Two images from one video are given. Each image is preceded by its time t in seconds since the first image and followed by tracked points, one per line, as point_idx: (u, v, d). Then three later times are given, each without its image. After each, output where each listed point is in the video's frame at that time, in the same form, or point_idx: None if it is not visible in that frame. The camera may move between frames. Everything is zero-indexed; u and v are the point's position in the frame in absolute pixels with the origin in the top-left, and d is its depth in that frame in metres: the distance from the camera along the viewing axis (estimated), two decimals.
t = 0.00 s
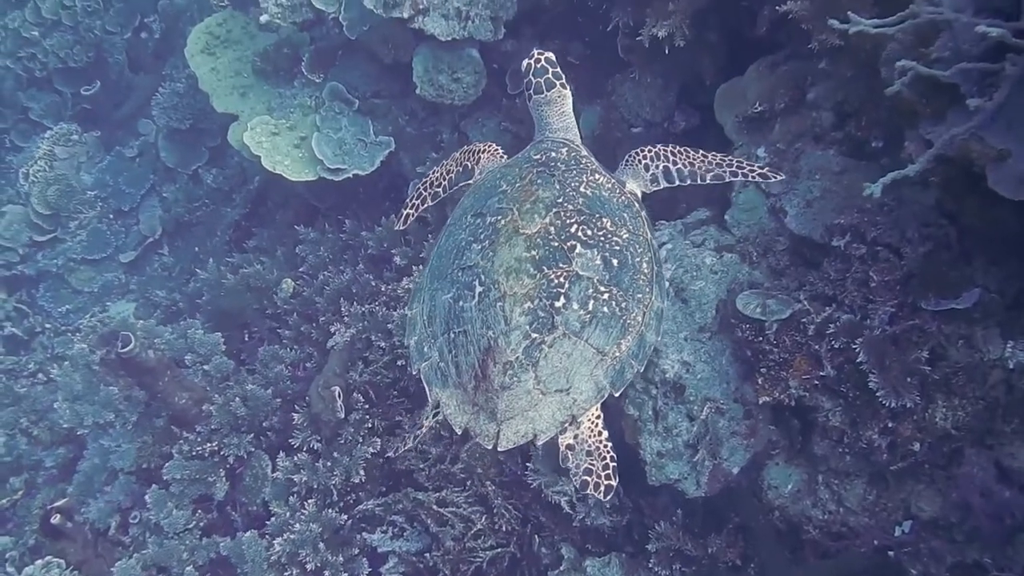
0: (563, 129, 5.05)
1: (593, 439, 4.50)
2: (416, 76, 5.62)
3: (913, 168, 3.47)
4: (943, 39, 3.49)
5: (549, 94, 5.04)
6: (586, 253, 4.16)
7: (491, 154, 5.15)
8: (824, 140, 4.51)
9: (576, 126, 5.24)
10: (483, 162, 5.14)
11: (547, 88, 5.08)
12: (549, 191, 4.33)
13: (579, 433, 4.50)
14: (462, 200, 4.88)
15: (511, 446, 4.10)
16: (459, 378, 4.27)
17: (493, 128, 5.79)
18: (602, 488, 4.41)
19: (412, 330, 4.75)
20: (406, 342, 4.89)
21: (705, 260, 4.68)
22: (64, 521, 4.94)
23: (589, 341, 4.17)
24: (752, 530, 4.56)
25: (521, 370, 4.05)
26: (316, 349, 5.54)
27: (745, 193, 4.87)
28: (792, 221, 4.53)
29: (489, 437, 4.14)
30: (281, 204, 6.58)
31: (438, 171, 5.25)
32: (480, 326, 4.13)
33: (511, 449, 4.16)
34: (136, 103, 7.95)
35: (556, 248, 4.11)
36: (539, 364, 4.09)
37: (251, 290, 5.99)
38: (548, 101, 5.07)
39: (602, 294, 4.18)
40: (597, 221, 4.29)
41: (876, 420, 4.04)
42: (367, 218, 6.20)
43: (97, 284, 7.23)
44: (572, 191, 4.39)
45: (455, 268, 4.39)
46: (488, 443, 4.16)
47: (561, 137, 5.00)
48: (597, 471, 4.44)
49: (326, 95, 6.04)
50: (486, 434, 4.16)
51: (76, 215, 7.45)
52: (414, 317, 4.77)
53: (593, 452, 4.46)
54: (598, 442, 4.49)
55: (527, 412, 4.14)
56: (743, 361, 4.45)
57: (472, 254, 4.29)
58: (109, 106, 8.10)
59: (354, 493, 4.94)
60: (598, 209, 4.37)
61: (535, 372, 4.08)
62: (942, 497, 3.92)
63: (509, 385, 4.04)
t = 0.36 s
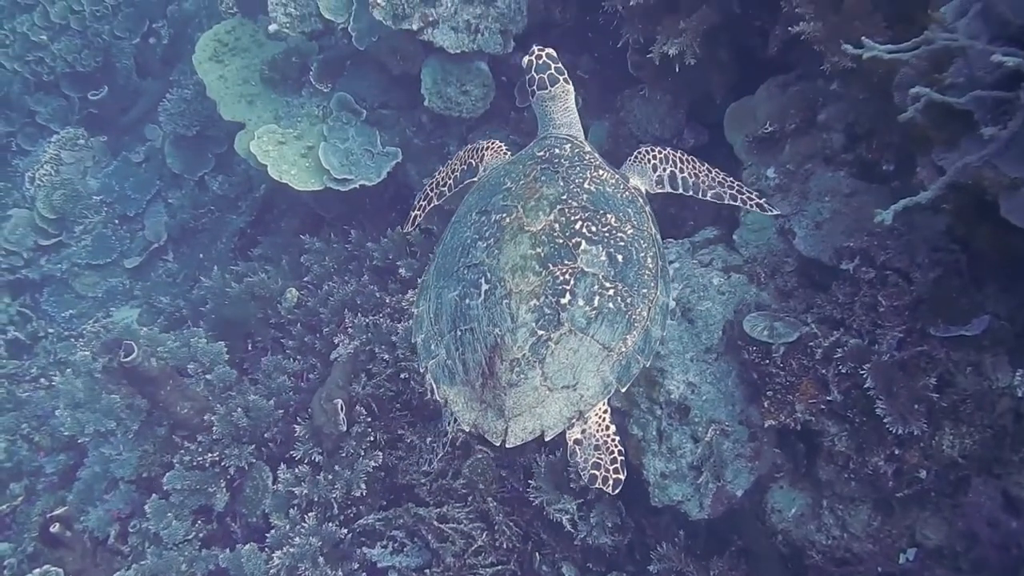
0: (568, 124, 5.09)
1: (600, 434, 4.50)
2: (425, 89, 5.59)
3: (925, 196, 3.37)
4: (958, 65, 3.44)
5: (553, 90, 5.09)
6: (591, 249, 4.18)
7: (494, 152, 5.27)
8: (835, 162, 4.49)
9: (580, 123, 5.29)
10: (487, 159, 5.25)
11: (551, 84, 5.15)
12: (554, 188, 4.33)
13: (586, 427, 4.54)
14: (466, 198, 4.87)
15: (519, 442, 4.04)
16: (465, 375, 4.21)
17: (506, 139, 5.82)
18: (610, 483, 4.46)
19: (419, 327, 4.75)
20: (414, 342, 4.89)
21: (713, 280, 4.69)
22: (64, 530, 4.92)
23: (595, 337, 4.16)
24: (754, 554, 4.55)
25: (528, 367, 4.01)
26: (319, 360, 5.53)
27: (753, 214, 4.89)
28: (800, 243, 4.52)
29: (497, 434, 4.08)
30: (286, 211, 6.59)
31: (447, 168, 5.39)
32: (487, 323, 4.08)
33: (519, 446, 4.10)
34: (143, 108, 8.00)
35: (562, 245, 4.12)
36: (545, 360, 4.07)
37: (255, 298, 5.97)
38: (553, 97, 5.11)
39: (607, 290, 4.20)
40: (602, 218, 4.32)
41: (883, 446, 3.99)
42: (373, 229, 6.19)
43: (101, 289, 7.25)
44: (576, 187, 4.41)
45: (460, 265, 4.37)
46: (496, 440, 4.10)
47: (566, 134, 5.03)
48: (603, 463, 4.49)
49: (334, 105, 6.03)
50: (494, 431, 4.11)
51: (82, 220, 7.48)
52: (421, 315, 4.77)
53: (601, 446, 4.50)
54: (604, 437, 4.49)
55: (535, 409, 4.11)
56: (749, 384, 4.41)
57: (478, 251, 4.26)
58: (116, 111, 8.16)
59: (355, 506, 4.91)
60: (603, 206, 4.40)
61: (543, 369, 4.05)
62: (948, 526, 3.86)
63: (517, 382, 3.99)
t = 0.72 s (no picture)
0: (567, 123, 5.05)
1: (606, 431, 4.45)
2: (430, 100, 5.55)
3: (931, 226, 3.37)
4: (967, 94, 3.42)
5: (553, 89, 5.03)
6: (594, 249, 4.17)
7: (496, 151, 5.21)
8: (840, 185, 4.47)
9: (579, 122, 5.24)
10: (488, 159, 5.21)
11: (550, 83, 5.07)
12: (555, 189, 4.33)
13: (592, 426, 4.50)
14: (469, 198, 4.90)
15: (525, 442, 4.06)
16: (471, 376, 4.22)
17: (511, 147, 5.74)
18: (616, 480, 4.33)
19: (424, 328, 4.77)
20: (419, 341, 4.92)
21: (716, 301, 4.66)
22: (60, 538, 4.92)
23: (599, 336, 4.19)
24: None
25: (532, 368, 4.02)
26: (319, 371, 5.52)
27: (759, 234, 4.80)
28: (805, 265, 4.49)
29: (503, 434, 4.08)
30: (289, 217, 6.59)
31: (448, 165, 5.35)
32: (491, 324, 4.09)
33: (525, 445, 4.13)
34: (147, 110, 7.99)
35: (564, 246, 4.12)
36: (550, 361, 4.08)
37: (256, 306, 5.98)
38: (552, 96, 5.04)
39: (610, 289, 4.21)
40: (604, 217, 4.31)
41: (885, 473, 3.95)
42: (376, 237, 6.18)
43: (102, 292, 7.22)
44: (578, 187, 4.40)
45: (464, 267, 4.39)
46: (502, 440, 4.10)
47: (566, 134, 5.00)
48: (608, 462, 4.38)
49: (339, 114, 6.03)
50: (500, 431, 4.11)
51: (84, 222, 7.46)
52: (426, 316, 4.79)
53: (606, 444, 4.42)
54: (609, 434, 4.44)
55: (539, 408, 4.13)
56: (752, 408, 4.38)
57: (481, 253, 4.28)
58: (120, 113, 8.16)
59: (352, 520, 4.89)
60: (604, 206, 4.38)
61: (547, 369, 4.07)
62: (950, 555, 3.81)
63: (522, 382, 4.00)
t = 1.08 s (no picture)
0: (568, 128, 4.99)
1: (609, 434, 4.44)
2: (436, 114, 5.55)
3: (938, 261, 3.40)
4: (977, 129, 3.41)
5: (554, 94, 4.96)
6: (596, 255, 4.16)
7: (497, 157, 5.12)
8: (846, 212, 4.44)
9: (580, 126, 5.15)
10: (489, 164, 5.13)
11: (551, 88, 5.02)
12: (556, 195, 4.29)
13: (595, 429, 4.47)
14: (470, 203, 4.88)
15: (528, 447, 4.08)
16: (475, 382, 4.23)
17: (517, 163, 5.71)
18: (619, 484, 4.29)
19: (428, 334, 4.77)
20: (422, 347, 4.91)
21: (719, 326, 4.64)
22: (58, 547, 4.97)
23: (601, 341, 4.20)
24: None
25: (535, 373, 4.05)
26: (320, 383, 5.51)
27: (764, 259, 4.77)
28: (809, 292, 4.46)
29: (508, 439, 4.10)
30: (293, 225, 6.61)
31: (448, 164, 5.26)
32: (495, 331, 4.11)
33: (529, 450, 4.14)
34: (153, 114, 7.98)
35: (566, 252, 4.11)
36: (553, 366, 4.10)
37: (258, 315, 5.99)
38: (553, 100, 4.98)
39: (612, 295, 4.21)
40: (605, 223, 4.28)
41: (886, 504, 3.92)
42: (379, 249, 6.17)
43: (104, 296, 7.22)
44: (578, 193, 4.36)
45: (466, 273, 4.38)
46: (506, 445, 4.13)
47: (566, 139, 4.92)
48: (613, 467, 4.33)
49: (345, 125, 6.02)
50: (504, 436, 4.13)
51: (88, 225, 7.47)
52: (429, 321, 4.77)
53: (609, 447, 4.40)
54: (614, 438, 4.42)
55: (543, 413, 4.14)
56: (753, 435, 4.35)
57: (484, 259, 4.27)
58: (126, 116, 8.13)
59: (350, 535, 4.88)
60: (605, 211, 4.34)
61: (551, 375, 4.08)
62: None
63: (526, 389, 4.02)
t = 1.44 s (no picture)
0: (567, 126, 5.03)
1: (612, 431, 4.50)
2: (444, 125, 5.51)
3: (944, 286, 3.41)
4: (984, 152, 3.41)
5: (553, 92, 5.01)
6: (596, 252, 4.19)
7: (500, 155, 5.10)
8: (854, 231, 4.41)
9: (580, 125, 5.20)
10: (492, 162, 5.12)
11: (551, 87, 5.07)
12: (557, 194, 4.35)
13: (598, 425, 4.53)
14: (473, 203, 4.91)
15: (534, 443, 4.05)
16: (480, 379, 4.23)
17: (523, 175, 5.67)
18: (621, 479, 4.40)
19: (433, 334, 4.77)
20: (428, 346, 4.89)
21: (726, 344, 4.59)
22: (62, 557, 4.96)
23: (604, 337, 4.20)
24: None
25: (539, 370, 4.05)
26: (327, 393, 5.51)
27: (771, 276, 4.73)
28: (816, 310, 4.44)
29: (512, 436, 4.08)
30: (300, 233, 6.60)
31: (449, 150, 5.14)
32: (498, 328, 4.13)
33: (534, 446, 4.11)
34: (162, 120, 7.98)
35: (567, 249, 4.15)
36: (556, 363, 4.10)
37: (265, 324, 6.00)
38: (553, 100, 5.02)
39: (614, 291, 4.22)
40: (605, 220, 4.33)
41: (892, 526, 3.89)
42: (386, 258, 6.17)
43: (112, 302, 7.26)
44: (579, 191, 4.42)
45: (470, 272, 4.42)
46: (511, 442, 4.10)
47: (567, 138, 4.97)
48: (614, 462, 4.45)
49: (353, 134, 5.98)
50: (508, 433, 4.11)
51: (97, 230, 7.49)
52: (433, 321, 4.79)
53: (611, 443, 4.47)
54: (616, 433, 4.49)
55: (547, 410, 4.13)
56: (759, 454, 4.32)
57: (486, 258, 4.32)
58: (136, 122, 8.14)
59: (355, 548, 4.87)
60: (606, 208, 4.41)
61: (554, 371, 4.08)
62: None
63: (530, 385, 4.02)
